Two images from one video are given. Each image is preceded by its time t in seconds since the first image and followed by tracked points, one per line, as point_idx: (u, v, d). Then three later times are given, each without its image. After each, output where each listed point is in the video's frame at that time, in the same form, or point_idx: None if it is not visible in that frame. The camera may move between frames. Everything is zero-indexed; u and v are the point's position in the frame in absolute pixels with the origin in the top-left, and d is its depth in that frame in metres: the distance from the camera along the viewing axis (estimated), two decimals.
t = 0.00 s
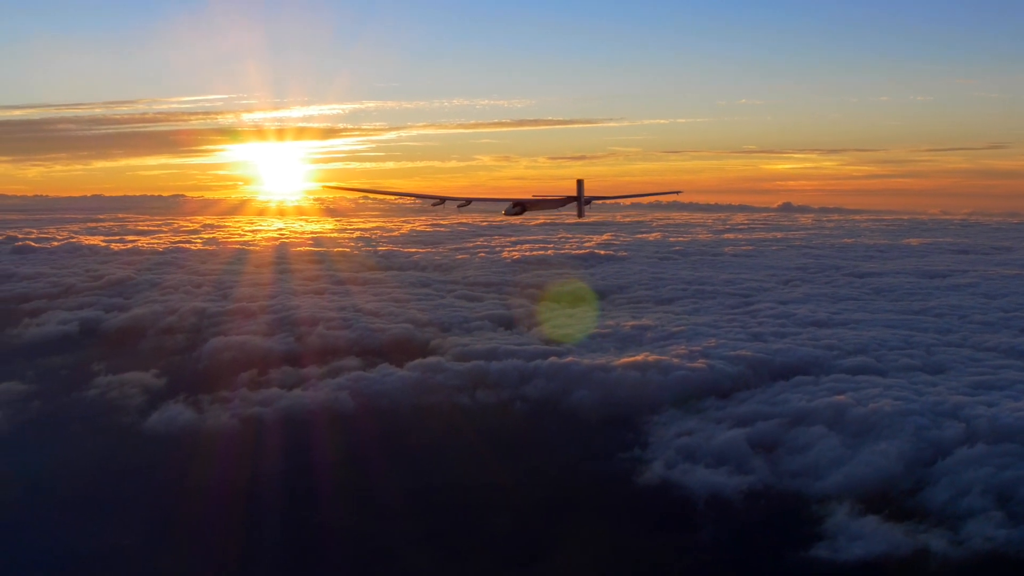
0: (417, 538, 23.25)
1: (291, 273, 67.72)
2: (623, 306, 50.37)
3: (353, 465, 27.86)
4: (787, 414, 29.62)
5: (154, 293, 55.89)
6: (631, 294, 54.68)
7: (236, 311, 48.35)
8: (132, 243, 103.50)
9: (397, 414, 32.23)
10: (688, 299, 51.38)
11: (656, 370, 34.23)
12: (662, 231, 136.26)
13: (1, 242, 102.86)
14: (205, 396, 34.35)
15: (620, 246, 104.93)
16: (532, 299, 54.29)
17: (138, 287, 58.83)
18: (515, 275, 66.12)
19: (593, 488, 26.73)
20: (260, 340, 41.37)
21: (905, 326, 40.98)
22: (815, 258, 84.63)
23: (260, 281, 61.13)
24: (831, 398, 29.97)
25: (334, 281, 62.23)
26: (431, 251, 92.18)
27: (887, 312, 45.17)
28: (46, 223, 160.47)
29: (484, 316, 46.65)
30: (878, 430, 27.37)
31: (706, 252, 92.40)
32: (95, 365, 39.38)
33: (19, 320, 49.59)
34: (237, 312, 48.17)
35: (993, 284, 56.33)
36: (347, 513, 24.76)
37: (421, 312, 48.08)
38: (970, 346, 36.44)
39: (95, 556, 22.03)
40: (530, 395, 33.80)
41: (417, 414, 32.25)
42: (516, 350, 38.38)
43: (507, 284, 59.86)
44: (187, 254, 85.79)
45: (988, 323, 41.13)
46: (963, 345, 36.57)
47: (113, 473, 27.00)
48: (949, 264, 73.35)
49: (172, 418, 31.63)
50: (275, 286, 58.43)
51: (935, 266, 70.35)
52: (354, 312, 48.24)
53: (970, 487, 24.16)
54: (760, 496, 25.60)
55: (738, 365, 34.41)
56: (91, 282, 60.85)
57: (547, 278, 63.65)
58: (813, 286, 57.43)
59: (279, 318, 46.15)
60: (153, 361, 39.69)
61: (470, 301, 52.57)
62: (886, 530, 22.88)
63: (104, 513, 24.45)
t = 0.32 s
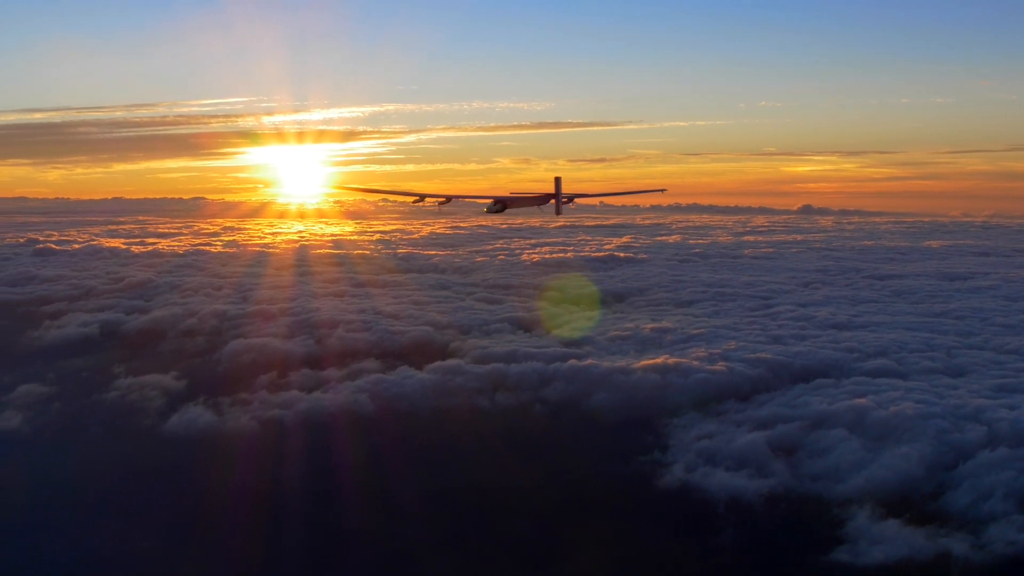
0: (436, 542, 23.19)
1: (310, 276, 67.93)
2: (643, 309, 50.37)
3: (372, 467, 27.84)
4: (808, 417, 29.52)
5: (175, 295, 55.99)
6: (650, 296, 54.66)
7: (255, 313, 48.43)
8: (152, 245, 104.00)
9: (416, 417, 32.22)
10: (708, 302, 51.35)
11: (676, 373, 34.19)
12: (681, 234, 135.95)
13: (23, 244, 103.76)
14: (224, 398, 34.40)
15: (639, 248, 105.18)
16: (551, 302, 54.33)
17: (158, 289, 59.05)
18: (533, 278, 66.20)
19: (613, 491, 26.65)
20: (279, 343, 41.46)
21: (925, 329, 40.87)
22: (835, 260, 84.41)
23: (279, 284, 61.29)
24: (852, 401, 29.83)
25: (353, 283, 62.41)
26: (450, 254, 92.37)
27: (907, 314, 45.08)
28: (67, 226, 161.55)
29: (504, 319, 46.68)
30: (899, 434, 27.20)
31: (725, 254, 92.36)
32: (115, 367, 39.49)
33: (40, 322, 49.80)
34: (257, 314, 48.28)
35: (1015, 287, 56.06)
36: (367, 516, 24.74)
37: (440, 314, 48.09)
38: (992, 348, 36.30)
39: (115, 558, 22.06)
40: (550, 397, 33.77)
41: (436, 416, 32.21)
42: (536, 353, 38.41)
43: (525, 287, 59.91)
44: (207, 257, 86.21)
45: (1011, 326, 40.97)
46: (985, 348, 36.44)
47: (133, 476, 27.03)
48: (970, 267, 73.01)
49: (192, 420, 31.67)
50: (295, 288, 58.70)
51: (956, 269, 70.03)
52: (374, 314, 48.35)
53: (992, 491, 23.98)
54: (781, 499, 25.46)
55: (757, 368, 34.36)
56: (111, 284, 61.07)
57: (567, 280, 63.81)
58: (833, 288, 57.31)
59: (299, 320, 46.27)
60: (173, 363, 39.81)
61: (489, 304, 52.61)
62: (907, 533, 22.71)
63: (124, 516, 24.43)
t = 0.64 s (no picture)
0: (454, 545, 23.12)
1: (329, 278, 68.07)
2: (664, 311, 50.27)
3: (390, 470, 27.82)
4: (828, 420, 29.42)
5: (195, 298, 56.22)
6: (671, 299, 54.57)
7: (275, 316, 48.51)
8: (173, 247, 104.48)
9: (435, 419, 32.21)
10: (728, 304, 51.22)
11: (696, 376, 34.13)
12: (700, 237, 135.46)
13: (46, 246, 104.62)
14: (243, 401, 34.45)
15: (659, 250, 105.04)
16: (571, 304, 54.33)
17: (179, 291, 59.23)
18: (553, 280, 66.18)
19: (632, 494, 26.56)
20: (299, 345, 41.53)
21: (947, 332, 40.66)
22: (856, 262, 83.93)
23: (299, 286, 61.41)
24: (873, 404, 29.70)
25: (373, 286, 62.48)
26: (470, 256, 92.45)
27: (929, 318, 44.83)
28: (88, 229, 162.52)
29: (523, 322, 46.68)
30: (920, 437, 27.01)
31: (746, 257, 92.13)
32: (135, 369, 39.59)
33: (61, 324, 50.11)
34: (277, 317, 48.35)
35: None
36: (384, 520, 24.71)
37: (459, 317, 48.11)
38: (1015, 351, 36.05)
39: (135, 560, 22.09)
40: (570, 400, 33.76)
41: (455, 419, 32.18)
42: (555, 356, 38.40)
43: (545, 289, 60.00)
44: (229, 259, 86.55)
45: None
46: (1008, 351, 36.21)
47: (153, 478, 27.09)
48: (993, 269, 72.40)
49: (212, 422, 31.73)
50: (316, 291, 58.80)
51: (978, 272, 69.51)
52: (394, 316, 48.37)
53: (1014, 495, 23.73)
54: (801, 502, 25.32)
55: (778, 371, 34.29)
56: (132, 286, 61.35)
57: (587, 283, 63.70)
58: (854, 291, 57.05)
59: (319, 322, 46.33)
60: (193, 365, 39.87)
61: (508, 306, 52.60)
62: (928, 538, 22.52)
63: (144, 518, 24.48)
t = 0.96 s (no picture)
0: (472, 548, 23.05)
1: (349, 280, 68.27)
2: (684, 314, 50.24)
3: (409, 473, 27.81)
4: (849, 423, 29.33)
5: (216, 300, 56.33)
6: (691, 301, 54.50)
7: (295, 318, 48.63)
8: (193, 250, 105.03)
9: (454, 422, 32.22)
10: (748, 307, 51.13)
11: (716, 379, 34.10)
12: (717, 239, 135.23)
13: (68, 249, 105.52)
14: (263, 403, 34.53)
15: (679, 253, 104.98)
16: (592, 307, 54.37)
17: (199, 293, 59.51)
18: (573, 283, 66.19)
19: (652, 497, 26.48)
20: (318, 347, 41.65)
21: (969, 334, 40.52)
22: (877, 265, 83.55)
23: (319, 288, 61.56)
24: (894, 407, 29.58)
25: (392, 288, 62.60)
26: (490, 258, 92.57)
27: (951, 320, 44.62)
28: (108, 232, 163.27)
29: (543, 324, 46.73)
30: (942, 440, 26.86)
31: (766, 259, 91.93)
32: (156, 371, 39.76)
33: (82, 326, 50.29)
34: (296, 319, 48.46)
35: None
36: (402, 523, 24.67)
37: (479, 320, 48.07)
38: None
39: (155, 561, 22.13)
40: (589, 403, 33.77)
41: (475, 422, 32.17)
42: (575, 359, 38.45)
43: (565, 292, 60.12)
44: (249, 261, 86.93)
45: None
46: None
47: (173, 479, 27.18)
48: (1015, 272, 71.86)
49: (232, 425, 31.81)
50: (336, 293, 58.95)
51: (1000, 274, 69.07)
52: (414, 319, 48.44)
53: None
54: (821, 506, 25.18)
55: (798, 374, 34.23)
56: (153, 289, 61.69)
57: (607, 286, 63.69)
58: (875, 293, 56.87)
59: (338, 325, 46.45)
60: (213, 367, 39.99)
61: (527, 308, 52.66)
62: (950, 542, 22.32)
63: (164, 519, 24.53)
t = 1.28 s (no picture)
0: (490, 552, 22.95)
1: (369, 282, 68.49)
2: (703, 316, 50.19)
3: (426, 476, 27.80)
4: (868, 427, 29.21)
5: (235, 303, 56.55)
6: (710, 304, 54.45)
7: (314, 321, 48.74)
8: (214, 252, 105.26)
9: (472, 424, 32.24)
10: (767, 310, 51.05)
11: (735, 382, 34.05)
12: (734, 242, 134.97)
13: (88, 251, 106.29)
14: (282, 405, 34.64)
15: (698, 256, 104.78)
16: (611, 310, 54.41)
17: (218, 295, 59.77)
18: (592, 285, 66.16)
19: (670, 501, 26.37)
20: (337, 350, 41.79)
21: (990, 338, 40.31)
22: (897, 267, 83.09)
23: (337, 290, 61.77)
24: (914, 411, 29.47)
25: (411, 290, 62.76)
26: (509, 261, 92.58)
27: (972, 323, 44.41)
28: (123, 234, 164.06)
29: (561, 326, 46.77)
30: (962, 444, 26.65)
31: (785, 262, 91.75)
32: (176, 373, 39.93)
33: (103, 328, 50.57)
34: (315, 322, 48.59)
35: None
36: (419, 526, 24.57)
37: (498, 322, 48.09)
38: None
39: (172, 564, 22.14)
40: (608, 406, 33.76)
41: (492, 424, 32.19)
42: (594, 362, 38.47)
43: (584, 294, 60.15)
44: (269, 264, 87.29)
45: None
46: None
47: (191, 482, 27.25)
48: None
49: (250, 427, 31.89)
50: (354, 295, 59.10)
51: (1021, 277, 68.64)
52: (432, 321, 48.54)
53: None
54: (841, 509, 25.00)
55: (818, 377, 34.15)
56: (172, 291, 61.94)
57: (626, 288, 63.67)
58: (896, 296, 56.66)
59: (357, 327, 46.56)
60: (232, 369, 40.14)
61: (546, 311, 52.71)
62: (972, 546, 22.02)
63: (183, 521, 24.59)
